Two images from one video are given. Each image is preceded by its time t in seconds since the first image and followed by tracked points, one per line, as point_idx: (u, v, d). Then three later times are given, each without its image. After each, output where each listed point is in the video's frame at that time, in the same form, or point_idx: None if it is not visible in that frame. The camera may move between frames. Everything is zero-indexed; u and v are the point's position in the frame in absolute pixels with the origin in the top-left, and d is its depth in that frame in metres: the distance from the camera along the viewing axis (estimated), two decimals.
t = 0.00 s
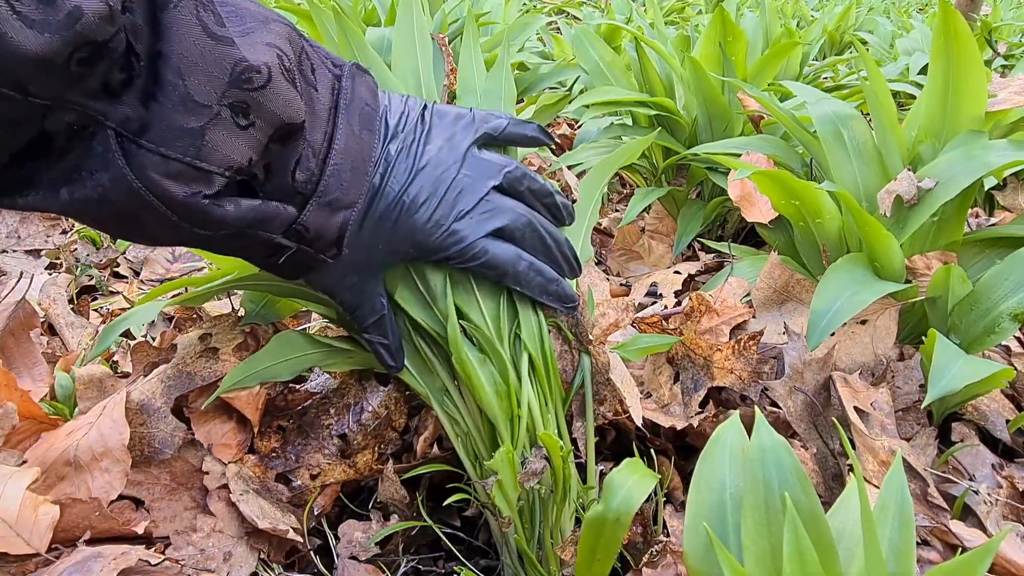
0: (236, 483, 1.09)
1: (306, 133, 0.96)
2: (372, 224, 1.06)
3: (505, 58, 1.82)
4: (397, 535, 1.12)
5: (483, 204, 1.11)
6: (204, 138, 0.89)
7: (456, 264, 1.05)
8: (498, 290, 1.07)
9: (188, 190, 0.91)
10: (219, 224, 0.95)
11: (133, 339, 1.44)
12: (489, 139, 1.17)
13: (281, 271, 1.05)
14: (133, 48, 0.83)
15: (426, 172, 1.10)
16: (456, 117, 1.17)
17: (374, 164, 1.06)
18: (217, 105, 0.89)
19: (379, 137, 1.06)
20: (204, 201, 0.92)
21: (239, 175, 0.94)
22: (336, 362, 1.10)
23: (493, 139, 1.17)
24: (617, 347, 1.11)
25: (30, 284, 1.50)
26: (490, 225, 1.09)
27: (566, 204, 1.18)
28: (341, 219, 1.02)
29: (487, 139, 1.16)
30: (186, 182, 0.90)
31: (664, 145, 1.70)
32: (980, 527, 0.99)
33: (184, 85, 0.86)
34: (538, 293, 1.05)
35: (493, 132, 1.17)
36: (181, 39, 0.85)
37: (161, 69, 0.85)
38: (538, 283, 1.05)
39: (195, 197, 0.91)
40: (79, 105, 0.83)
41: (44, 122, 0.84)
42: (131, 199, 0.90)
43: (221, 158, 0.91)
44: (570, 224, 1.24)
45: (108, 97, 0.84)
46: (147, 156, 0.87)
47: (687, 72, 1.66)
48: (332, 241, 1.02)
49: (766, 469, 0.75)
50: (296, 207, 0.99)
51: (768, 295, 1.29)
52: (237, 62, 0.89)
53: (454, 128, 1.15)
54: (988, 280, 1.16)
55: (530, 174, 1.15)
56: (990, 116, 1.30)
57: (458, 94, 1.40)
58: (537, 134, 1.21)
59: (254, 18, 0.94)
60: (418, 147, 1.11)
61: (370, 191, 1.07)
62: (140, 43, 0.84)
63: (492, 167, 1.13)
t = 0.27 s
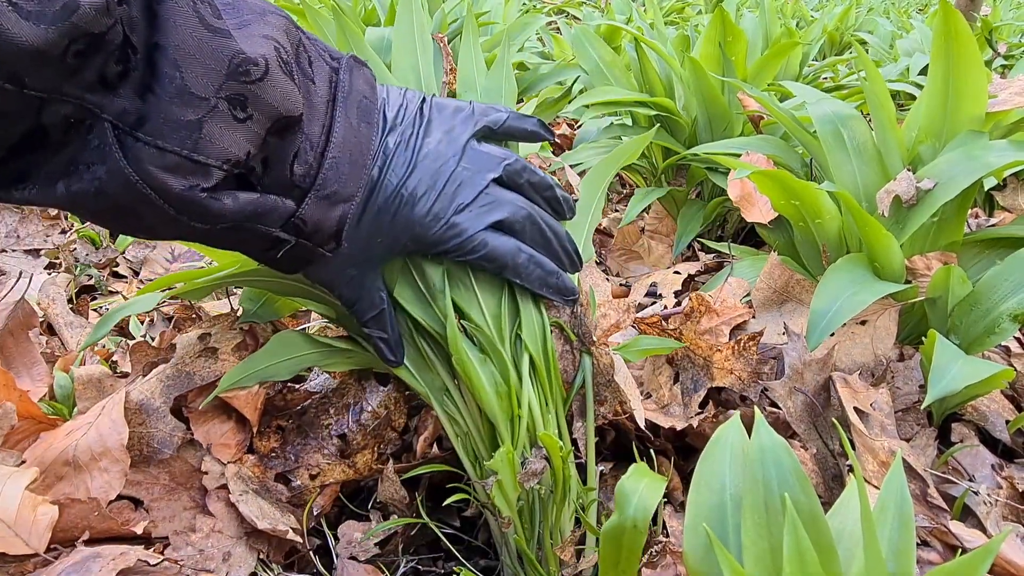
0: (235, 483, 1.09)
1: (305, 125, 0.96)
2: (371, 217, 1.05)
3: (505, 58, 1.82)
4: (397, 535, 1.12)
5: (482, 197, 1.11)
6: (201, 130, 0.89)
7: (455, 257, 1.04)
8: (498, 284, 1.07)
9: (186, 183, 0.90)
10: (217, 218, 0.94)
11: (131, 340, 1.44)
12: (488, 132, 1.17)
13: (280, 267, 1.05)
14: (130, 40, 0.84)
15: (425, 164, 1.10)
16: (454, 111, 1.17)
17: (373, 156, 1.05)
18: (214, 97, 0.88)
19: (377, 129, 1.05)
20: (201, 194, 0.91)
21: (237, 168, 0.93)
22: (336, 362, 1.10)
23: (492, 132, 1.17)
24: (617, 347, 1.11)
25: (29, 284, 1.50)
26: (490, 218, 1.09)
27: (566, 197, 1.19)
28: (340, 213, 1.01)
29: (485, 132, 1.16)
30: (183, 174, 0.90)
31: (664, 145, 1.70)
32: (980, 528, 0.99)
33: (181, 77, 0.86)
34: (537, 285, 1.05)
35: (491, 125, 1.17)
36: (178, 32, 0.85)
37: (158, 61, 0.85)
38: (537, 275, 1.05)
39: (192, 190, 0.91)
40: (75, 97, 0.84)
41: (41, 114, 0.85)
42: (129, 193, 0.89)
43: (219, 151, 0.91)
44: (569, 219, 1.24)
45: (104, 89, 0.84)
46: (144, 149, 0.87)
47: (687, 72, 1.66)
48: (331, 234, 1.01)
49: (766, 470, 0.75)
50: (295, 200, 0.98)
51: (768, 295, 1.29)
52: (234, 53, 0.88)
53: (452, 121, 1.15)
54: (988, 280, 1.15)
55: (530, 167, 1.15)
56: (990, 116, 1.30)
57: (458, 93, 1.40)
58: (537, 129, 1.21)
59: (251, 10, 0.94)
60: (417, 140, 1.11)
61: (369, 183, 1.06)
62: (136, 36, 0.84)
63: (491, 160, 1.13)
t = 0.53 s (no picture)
0: (235, 482, 1.09)
1: (306, 124, 0.96)
2: (374, 216, 1.06)
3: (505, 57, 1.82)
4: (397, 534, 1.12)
5: (482, 196, 1.11)
6: (202, 129, 0.89)
7: (456, 256, 1.05)
8: (497, 283, 1.07)
9: (187, 181, 0.90)
10: (218, 216, 0.94)
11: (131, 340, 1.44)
12: (489, 131, 1.17)
13: (282, 265, 1.05)
14: (131, 39, 0.84)
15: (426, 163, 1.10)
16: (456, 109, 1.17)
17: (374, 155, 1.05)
18: (215, 96, 0.88)
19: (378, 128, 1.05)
20: (203, 192, 0.92)
21: (238, 167, 0.93)
22: (336, 360, 1.10)
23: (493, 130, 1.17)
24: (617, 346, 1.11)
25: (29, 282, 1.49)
26: (490, 217, 1.09)
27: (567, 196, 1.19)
28: (341, 211, 1.01)
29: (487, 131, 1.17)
30: (185, 173, 0.90)
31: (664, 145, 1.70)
32: (978, 527, 0.99)
33: (183, 76, 0.86)
34: (538, 284, 1.05)
35: (493, 124, 1.17)
36: (179, 30, 0.85)
37: (159, 60, 0.86)
38: (538, 274, 1.05)
39: (194, 188, 0.91)
40: (75, 96, 0.84)
41: (41, 113, 0.85)
42: (130, 191, 0.89)
43: (220, 150, 0.91)
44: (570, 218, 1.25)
45: (105, 88, 0.84)
46: (146, 148, 0.87)
47: (687, 72, 1.66)
48: (332, 233, 1.01)
49: (765, 468, 0.75)
50: (296, 199, 0.98)
51: (768, 295, 1.29)
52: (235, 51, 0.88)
53: (453, 119, 1.15)
54: (987, 280, 1.16)
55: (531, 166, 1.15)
56: (989, 116, 1.30)
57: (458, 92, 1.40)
58: (539, 128, 1.21)
59: (252, 8, 0.93)
60: (418, 139, 1.11)
61: (370, 182, 1.06)
62: (138, 34, 0.84)
63: (492, 159, 1.13)
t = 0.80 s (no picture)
0: (232, 484, 1.08)
1: (304, 119, 0.95)
2: (371, 209, 1.04)
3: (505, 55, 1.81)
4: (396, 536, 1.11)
5: (484, 194, 1.09)
6: (198, 124, 0.87)
7: (457, 255, 1.03)
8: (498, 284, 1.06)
9: (184, 177, 0.89)
10: (216, 213, 0.93)
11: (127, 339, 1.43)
12: (491, 128, 1.16)
13: (280, 263, 1.03)
14: (125, 31, 0.82)
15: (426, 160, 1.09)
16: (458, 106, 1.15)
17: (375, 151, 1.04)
18: (211, 90, 0.87)
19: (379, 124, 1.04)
20: (199, 188, 0.90)
21: (235, 162, 0.92)
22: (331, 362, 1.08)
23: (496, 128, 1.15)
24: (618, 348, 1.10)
25: (25, 281, 1.48)
26: (493, 216, 1.07)
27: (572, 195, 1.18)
28: (341, 208, 1.00)
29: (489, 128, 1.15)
30: (181, 169, 0.89)
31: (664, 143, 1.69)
32: (982, 530, 0.98)
33: (178, 69, 0.85)
34: (540, 285, 1.04)
35: (495, 122, 1.15)
36: (174, 22, 0.84)
37: (153, 53, 0.84)
38: (541, 275, 1.04)
39: (190, 184, 0.90)
40: (69, 89, 0.83)
41: (36, 107, 0.84)
42: (126, 187, 0.88)
43: (217, 145, 0.89)
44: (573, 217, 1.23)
45: (100, 82, 0.83)
46: (141, 143, 0.86)
47: (688, 70, 1.65)
48: (331, 230, 1.00)
49: (768, 472, 0.74)
50: (295, 195, 0.97)
51: (769, 295, 1.28)
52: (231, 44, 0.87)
53: (454, 116, 1.13)
54: (990, 280, 1.15)
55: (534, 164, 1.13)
56: (992, 115, 1.29)
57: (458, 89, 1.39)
58: (542, 126, 1.20)
59: None
60: (419, 135, 1.10)
61: (370, 179, 1.05)
62: (132, 26, 0.83)
63: (494, 157, 1.12)
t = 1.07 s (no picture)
0: (232, 482, 1.08)
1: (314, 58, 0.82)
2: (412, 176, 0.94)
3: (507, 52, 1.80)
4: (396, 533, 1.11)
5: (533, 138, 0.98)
6: (190, 55, 0.74)
7: (509, 211, 0.92)
8: (529, 264, 0.99)
9: (182, 119, 0.75)
10: (229, 163, 0.79)
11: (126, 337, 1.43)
12: (528, 75, 1.05)
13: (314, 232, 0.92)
14: None
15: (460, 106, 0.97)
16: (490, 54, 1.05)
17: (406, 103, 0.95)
18: (202, 14, 0.74)
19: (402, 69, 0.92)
20: (204, 132, 0.76)
21: (240, 103, 0.78)
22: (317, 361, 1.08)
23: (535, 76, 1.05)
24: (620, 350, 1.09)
25: (24, 279, 1.48)
26: (543, 162, 0.95)
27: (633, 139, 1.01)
28: (369, 161, 0.87)
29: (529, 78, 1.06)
30: (177, 110, 0.75)
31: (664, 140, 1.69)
32: (981, 528, 0.98)
33: None
34: (609, 237, 0.93)
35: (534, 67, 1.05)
36: None
37: None
38: (607, 225, 0.93)
39: (192, 127, 0.76)
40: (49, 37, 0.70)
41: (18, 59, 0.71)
42: (126, 143, 0.75)
43: (215, 78, 0.75)
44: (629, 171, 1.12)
45: (85, 26, 0.71)
46: (132, 85, 0.73)
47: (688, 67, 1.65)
48: (366, 191, 0.88)
49: (766, 469, 0.74)
50: (318, 144, 0.84)
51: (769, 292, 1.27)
52: None
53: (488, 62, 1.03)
54: (990, 278, 1.15)
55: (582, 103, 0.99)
56: (992, 112, 1.29)
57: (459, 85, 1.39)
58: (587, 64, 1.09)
59: None
60: (450, 83, 0.99)
61: (402, 132, 0.95)
62: None
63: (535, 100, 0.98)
